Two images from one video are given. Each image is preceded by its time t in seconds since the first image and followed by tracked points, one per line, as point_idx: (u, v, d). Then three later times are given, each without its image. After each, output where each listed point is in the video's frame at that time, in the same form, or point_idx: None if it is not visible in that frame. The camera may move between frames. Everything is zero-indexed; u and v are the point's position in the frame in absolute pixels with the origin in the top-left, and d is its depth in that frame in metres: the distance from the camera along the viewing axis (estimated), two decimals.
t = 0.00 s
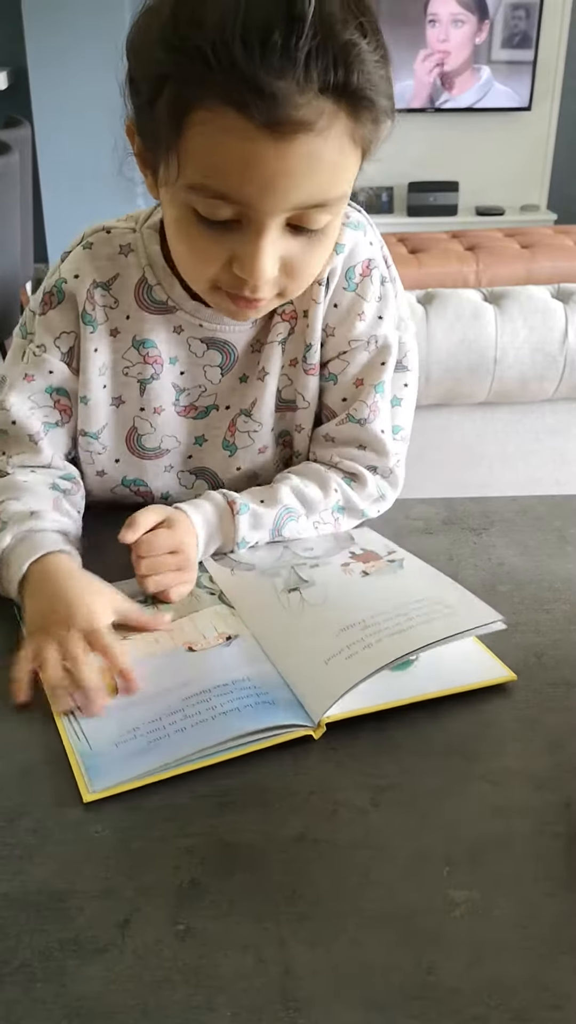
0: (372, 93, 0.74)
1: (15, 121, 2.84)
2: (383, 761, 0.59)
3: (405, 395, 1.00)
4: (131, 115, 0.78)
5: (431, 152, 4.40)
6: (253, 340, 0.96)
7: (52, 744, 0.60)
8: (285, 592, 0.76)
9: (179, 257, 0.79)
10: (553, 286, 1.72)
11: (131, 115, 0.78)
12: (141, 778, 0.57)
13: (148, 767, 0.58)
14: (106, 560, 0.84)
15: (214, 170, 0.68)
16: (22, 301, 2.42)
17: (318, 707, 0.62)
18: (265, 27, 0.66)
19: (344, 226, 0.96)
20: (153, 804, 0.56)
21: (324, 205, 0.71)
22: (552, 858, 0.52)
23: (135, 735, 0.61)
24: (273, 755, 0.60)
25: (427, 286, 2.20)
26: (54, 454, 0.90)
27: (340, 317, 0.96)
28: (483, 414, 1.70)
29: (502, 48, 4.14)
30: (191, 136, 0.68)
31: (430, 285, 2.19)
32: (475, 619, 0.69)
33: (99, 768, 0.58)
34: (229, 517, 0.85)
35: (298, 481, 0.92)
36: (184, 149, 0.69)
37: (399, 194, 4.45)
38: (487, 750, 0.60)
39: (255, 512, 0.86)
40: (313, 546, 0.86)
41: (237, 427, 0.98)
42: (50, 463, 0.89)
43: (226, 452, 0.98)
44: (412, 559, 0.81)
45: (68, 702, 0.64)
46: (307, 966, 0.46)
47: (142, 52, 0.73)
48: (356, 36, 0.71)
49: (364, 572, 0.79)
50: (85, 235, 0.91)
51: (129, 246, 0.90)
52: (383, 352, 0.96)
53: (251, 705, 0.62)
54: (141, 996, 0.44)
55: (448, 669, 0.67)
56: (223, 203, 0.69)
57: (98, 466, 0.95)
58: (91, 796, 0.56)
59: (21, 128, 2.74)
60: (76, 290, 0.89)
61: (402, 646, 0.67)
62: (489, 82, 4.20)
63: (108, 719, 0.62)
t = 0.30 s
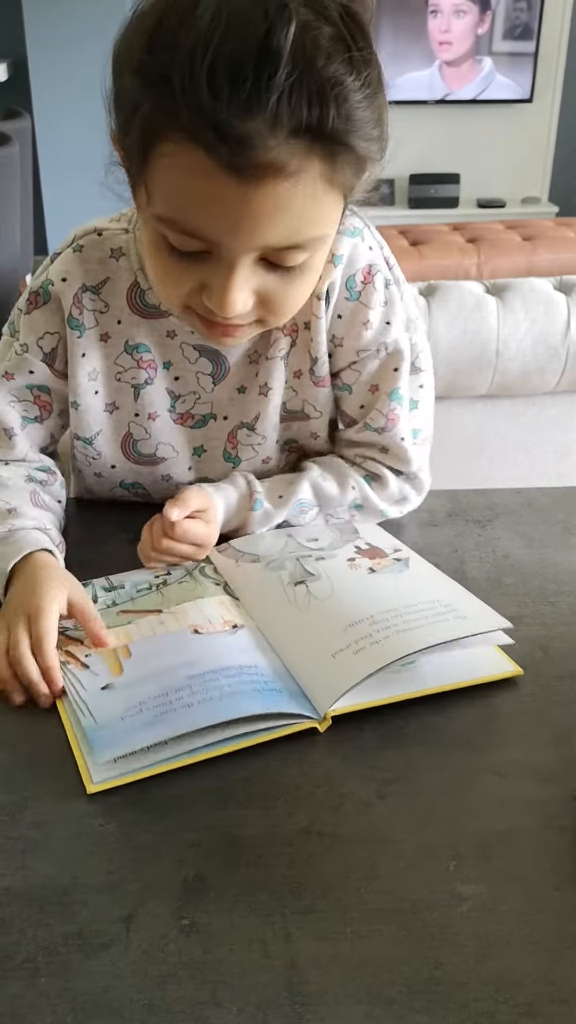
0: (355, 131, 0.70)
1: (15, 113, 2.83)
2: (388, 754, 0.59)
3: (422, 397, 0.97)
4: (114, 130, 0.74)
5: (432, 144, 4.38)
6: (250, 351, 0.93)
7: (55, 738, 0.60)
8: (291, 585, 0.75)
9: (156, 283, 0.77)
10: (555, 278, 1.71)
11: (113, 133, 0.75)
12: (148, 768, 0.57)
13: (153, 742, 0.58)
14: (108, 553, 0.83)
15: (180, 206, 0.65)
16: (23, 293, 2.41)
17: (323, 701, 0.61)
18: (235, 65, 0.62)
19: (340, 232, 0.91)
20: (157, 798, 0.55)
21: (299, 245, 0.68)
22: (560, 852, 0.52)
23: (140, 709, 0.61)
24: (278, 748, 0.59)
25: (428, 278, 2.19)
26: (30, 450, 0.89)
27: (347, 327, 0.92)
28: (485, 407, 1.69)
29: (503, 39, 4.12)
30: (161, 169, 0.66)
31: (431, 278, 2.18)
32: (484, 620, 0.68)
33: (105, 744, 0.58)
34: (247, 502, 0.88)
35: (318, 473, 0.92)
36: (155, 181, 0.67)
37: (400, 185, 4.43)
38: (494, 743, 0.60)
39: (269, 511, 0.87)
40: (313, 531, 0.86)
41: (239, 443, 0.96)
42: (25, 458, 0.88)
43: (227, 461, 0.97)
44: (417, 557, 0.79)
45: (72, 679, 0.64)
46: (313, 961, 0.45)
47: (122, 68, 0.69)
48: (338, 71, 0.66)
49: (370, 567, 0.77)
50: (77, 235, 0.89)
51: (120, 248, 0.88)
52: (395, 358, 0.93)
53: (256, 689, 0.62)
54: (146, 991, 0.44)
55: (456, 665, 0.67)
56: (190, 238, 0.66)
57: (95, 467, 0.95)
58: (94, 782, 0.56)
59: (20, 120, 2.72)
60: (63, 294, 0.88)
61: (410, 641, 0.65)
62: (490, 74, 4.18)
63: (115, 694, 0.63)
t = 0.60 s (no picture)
0: (325, 159, 0.68)
1: (14, 109, 2.83)
2: (389, 748, 0.59)
3: (454, 410, 0.94)
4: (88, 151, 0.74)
5: (432, 140, 4.38)
6: (248, 381, 0.91)
7: (58, 731, 0.60)
8: (300, 585, 0.75)
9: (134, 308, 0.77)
10: (555, 274, 1.71)
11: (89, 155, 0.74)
12: (142, 754, 0.58)
13: (146, 718, 0.59)
14: (109, 549, 0.84)
15: (146, 238, 0.66)
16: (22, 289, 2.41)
17: (317, 702, 0.61)
18: (194, 98, 0.61)
19: (341, 272, 0.86)
20: (160, 791, 0.56)
21: (269, 278, 0.68)
22: (560, 845, 0.52)
23: (136, 689, 0.62)
24: (279, 742, 0.60)
25: (428, 275, 2.19)
26: (12, 453, 0.89)
27: (361, 361, 0.89)
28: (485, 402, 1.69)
29: (503, 35, 4.10)
30: (129, 200, 0.66)
31: (432, 274, 2.18)
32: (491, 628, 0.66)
33: (98, 720, 0.59)
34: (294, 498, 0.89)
35: (363, 477, 0.91)
36: (125, 211, 0.67)
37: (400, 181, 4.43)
38: (494, 737, 0.60)
39: (315, 512, 0.88)
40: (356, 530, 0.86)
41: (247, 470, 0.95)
42: (8, 459, 0.88)
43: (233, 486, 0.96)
44: (434, 564, 0.78)
45: (76, 658, 0.66)
46: (315, 953, 0.45)
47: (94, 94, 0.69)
48: (305, 101, 0.65)
49: (382, 571, 0.76)
50: (77, 253, 0.88)
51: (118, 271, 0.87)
52: (416, 384, 0.89)
53: (252, 680, 0.62)
54: (149, 982, 0.44)
55: (457, 671, 0.66)
56: (159, 269, 0.67)
57: (94, 475, 0.96)
58: (84, 767, 0.57)
59: (20, 115, 2.72)
60: (56, 312, 0.87)
61: (410, 647, 0.64)
62: (491, 70, 4.17)
63: (112, 676, 0.64)
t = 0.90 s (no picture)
0: (338, 225, 0.65)
1: (14, 109, 2.83)
2: (392, 747, 0.59)
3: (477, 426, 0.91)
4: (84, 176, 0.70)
5: (433, 139, 4.38)
6: (248, 411, 0.89)
7: (61, 731, 0.61)
8: (311, 587, 0.75)
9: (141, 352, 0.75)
10: (555, 273, 1.71)
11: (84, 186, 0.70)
12: (140, 749, 0.59)
13: (145, 720, 0.59)
14: (112, 549, 0.84)
15: (156, 304, 0.64)
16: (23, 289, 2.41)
17: (315, 705, 0.61)
18: (204, 182, 0.57)
19: (348, 313, 0.84)
20: (164, 790, 0.56)
21: (279, 335, 0.66)
22: (561, 844, 0.53)
23: (137, 692, 0.62)
24: (282, 741, 0.60)
25: (429, 274, 2.20)
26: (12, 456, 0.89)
27: (376, 393, 0.87)
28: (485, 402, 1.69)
29: (504, 34, 4.10)
30: (135, 264, 0.64)
31: (432, 274, 2.19)
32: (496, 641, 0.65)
33: (97, 720, 0.60)
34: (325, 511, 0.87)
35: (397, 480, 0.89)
36: (131, 272, 0.65)
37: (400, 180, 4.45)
38: (495, 737, 0.60)
39: (348, 520, 0.86)
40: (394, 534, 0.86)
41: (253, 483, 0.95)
42: (8, 462, 0.88)
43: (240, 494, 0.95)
44: (446, 573, 0.77)
45: (83, 658, 0.67)
46: (319, 951, 0.46)
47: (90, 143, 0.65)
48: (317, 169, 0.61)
49: (394, 579, 0.76)
50: (82, 267, 0.86)
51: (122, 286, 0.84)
52: (435, 412, 0.87)
53: (253, 682, 0.62)
54: (154, 979, 0.44)
55: (459, 679, 0.65)
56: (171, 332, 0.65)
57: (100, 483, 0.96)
58: (78, 764, 0.57)
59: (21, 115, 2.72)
60: (58, 327, 0.85)
61: (413, 655, 0.64)
62: (492, 70, 4.17)
63: (114, 677, 0.64)
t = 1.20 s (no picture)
0: (316, 240, 0.64)
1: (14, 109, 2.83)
2: (390, 747, 0.60)
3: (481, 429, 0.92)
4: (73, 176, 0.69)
5: (432, 139, 4.38)
6: (245, 418, 0.89)
7: (60, 731, 0.61)
8: (313, 588, 0.75)
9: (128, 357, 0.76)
10: (555, 274, 1.71)
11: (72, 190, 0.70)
12: (135, 748, 0.59)
13: (140, 721, 0.60)
14: (111, 549, 0.84)
15: (136, 313, 0.64)
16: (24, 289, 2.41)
17: (311, 707, 0.61)
18: (176, 201, 0.57)
19: (348, 324, 0.84)
20: (162, 790, 0.56)
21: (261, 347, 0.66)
22: (559, 844, 0.53)
23: (133, 693, 0.63)
24: (280, 741, 0.60)
25: (429, 274, 2.20)
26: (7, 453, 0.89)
27: (379, 402, 0.88)
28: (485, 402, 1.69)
29: (504, 34, 4.10)
30: (118, 274, 0.64)
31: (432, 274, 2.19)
32: (495, 649, 0.65)
33: (92, 718, 0.60)
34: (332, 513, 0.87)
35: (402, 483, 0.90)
36: (114, 282, 0.65)
37: (400, 180, 4.45)
38: (493, 737, 0.61)
39: (357, 520, 0.86)
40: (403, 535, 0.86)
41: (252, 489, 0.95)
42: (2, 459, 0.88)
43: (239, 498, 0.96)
44: (448, 580, 0.77)
45: (80, 658, 0.67)
46: (316, 950, 0.46)
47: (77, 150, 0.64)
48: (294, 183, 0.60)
49: (396, 583, 0.76)
50: (82, 271, 0.86)
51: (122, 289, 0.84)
52: (439, 418, 0.87)
53: (249, 685, 0.63)
54: (152, 978, 0.44)
55: (458, 686, 0.65)
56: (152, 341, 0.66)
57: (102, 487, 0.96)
58: (72, 762, 0.58)
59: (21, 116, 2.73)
60: (56, 330, 0.85)
61: (411, 659, 0.64)
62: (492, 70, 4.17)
63: (111, 678, 0.65)
